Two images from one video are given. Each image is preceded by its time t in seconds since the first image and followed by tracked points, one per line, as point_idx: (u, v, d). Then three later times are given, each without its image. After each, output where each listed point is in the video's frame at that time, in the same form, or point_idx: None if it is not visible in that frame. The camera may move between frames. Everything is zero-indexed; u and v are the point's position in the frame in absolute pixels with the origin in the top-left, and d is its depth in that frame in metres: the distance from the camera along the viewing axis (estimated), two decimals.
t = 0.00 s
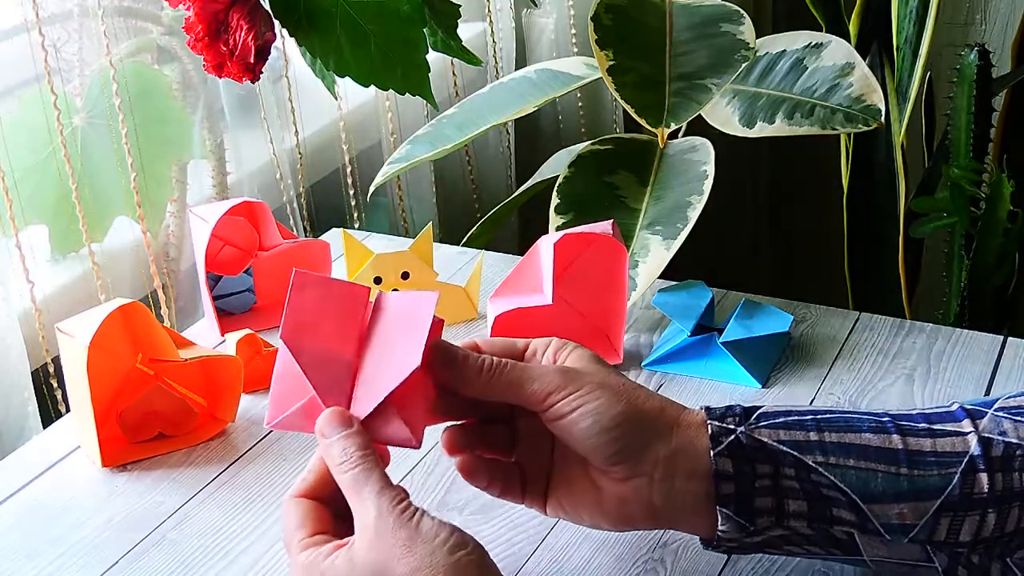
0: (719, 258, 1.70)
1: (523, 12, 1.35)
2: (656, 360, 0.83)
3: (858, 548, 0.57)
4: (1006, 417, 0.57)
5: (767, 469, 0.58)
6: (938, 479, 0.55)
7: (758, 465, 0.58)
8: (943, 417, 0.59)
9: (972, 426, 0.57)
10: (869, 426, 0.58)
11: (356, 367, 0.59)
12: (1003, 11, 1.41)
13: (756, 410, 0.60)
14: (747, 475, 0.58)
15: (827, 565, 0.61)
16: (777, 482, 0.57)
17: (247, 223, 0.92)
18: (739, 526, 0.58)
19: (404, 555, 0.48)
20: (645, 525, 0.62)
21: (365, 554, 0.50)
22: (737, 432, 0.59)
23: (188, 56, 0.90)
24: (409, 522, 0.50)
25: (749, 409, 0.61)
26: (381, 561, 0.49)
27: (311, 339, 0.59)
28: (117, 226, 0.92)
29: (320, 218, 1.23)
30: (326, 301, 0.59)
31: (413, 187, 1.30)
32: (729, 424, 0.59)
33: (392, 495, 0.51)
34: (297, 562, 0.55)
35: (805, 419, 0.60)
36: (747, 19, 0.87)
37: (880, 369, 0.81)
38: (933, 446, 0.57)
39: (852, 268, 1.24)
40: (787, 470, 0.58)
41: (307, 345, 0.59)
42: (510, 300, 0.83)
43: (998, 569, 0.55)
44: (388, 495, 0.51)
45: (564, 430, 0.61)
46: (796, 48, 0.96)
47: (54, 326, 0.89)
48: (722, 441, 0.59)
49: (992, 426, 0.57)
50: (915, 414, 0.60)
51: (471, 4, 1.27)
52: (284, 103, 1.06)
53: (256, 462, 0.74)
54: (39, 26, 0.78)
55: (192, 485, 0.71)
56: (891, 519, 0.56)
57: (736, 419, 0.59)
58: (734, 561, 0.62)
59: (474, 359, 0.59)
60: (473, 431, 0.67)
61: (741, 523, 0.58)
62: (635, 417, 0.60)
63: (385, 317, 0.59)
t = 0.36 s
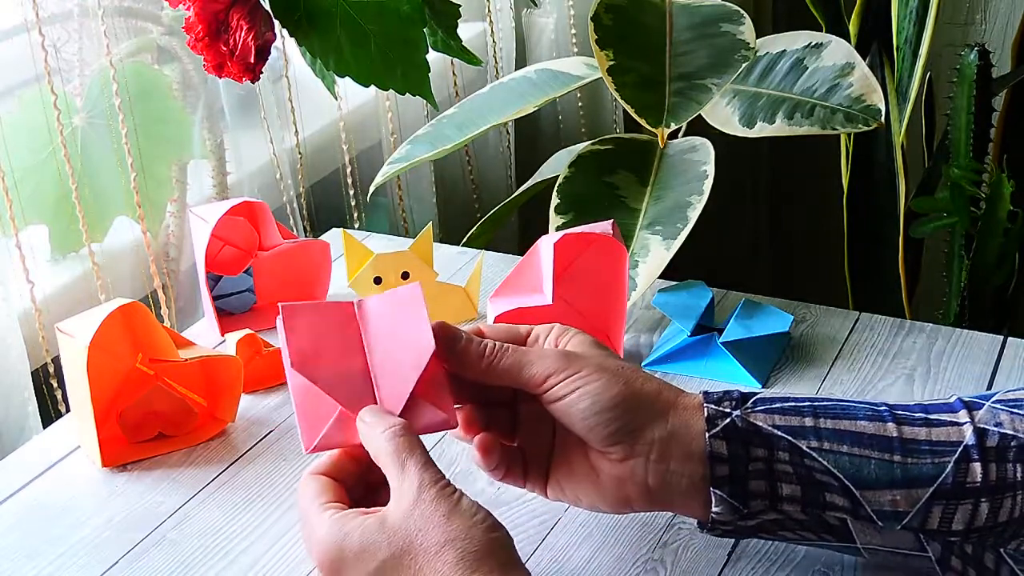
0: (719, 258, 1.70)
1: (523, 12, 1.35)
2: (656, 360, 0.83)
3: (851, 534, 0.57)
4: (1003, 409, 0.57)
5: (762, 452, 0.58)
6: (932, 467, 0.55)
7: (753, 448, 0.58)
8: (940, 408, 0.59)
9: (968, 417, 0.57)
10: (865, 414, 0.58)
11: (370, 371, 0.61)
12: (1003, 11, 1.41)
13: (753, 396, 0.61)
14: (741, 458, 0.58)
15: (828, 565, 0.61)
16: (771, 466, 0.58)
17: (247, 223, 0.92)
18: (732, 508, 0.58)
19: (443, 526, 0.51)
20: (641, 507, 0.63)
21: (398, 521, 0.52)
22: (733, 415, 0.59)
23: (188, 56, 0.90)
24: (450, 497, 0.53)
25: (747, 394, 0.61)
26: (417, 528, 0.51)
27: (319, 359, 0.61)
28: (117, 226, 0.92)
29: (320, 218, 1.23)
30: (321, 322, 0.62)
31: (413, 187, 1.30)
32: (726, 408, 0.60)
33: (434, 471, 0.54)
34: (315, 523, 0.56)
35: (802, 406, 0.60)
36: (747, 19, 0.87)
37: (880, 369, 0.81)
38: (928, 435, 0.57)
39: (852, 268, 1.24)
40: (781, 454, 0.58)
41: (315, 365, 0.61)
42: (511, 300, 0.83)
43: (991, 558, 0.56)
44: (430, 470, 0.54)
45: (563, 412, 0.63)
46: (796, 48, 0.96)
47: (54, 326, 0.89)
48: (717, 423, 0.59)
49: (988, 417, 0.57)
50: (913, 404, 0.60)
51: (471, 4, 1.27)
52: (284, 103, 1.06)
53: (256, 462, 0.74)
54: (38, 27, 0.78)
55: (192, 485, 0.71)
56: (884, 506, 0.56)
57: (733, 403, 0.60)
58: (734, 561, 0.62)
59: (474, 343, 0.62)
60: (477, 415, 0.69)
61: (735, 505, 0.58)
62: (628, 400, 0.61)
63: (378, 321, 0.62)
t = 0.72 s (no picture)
0: (719, 258, 1.70)
1: (523, 12, 1.35)
2: (657, 360, 0.83)
3: (847, 534, 0.58)
4: (1003, 410, 0.56)
5: (759, 452, 0.58)
6: (929, 470, 0.55)
7: (750, 448, 0.58)
8: (941, 405, 0.58)
9: (968, 417, 0.57)
10: (864, 412, 0.58)
11: (391, 371, 0.62)
12: (1003, 11, 1.41)
13: (751, 391, 0.60)
14: (738, 458, 0.58)
15: (828, 565, 0.61)
16: (767, 465, 0.58)
17: (247, 223, 0.92)
18: (728, 506, 0.58)
19: (452, 522, 0.51)
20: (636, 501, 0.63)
21: (408, 514, 0.52)
22: (730, 413, 0.59)
23: (188, 56, 0.90)
24: (461, 494, 0.52)
25: (745, 390, 0.60)
26: (426, 522, 0.51)
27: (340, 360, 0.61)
28: (117, 226, 0.92)
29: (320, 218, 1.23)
30: (337, 322, 0.61)
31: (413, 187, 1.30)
32: (723, 406, 0.59)
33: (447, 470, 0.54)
34: (327, 511, 0.56)
35: (801, 403, 0.59)
36: (747, 19, 0.87)
37: (880, 369, 0.81)
38: (927, 436, 0.56)
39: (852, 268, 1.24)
40: (778, 454, 0.57)
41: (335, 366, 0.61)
42: (511, 299, 0.83)
43: (988, 561, 0.56)
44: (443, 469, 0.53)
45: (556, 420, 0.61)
46: (796, 48, 0.96)
47: (54, 326, 0.89)
48: (715, 423, 0.59)
49: (988, 418, 0.56)
50: (913, 401, 0.59)
51: (471, 4, 1.27)
52: (284, 103, 1.06)
53: (256, 462, 0.74)
54: (38, 27, 0.78)
55: (192, 485, 0.71)
56: (880, 508, 0.56)
57: (730, 400, 0.59)
58: (734, 561, 0.62)
59: (455, 368, 0.60)
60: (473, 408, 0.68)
61: (731, 503, 0.58)
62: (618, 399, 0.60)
63: (396, 322, 0.62)
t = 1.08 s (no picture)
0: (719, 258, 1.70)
1: (523, 12, 1.35)
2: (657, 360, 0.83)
3: (834, 508, 0.58)
4: (1000, 392, 0.55)
5: (750, 424, 0.58)
6: (917, 451, 0.55)
7: (741, 421, 0.58)
8: (939, 383, 0.57)
9: (963, 400, 0.56)
10: (859, 390, 0.57)
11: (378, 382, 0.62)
12: (1003, 12, 1.41)
13: (749, 362, 0.59)
14: (729, 429, 0.58)
15: (828, 565, 0.61)
16: (758, 438, 0.58)
17: (247, 223, 0.92)
18: (716, 474, 0.59)
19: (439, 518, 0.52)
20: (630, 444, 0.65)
21: (393, 515, 0.53)
22: (725, 387, 0.59)
23: (188, 56, 0.90)
24: (445, 491, 0.53)
25: (743, 359, 0.60)
26: (412, 522, 0.52)
27: (325, 375, 0.61)
28: (117, 226, 0.92)
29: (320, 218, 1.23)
30: (323, 339, 0.62)
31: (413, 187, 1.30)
32: (719, 377, 0.59)
33: (428, 467, 0.54)
34: (311, 518, 0.56)
35: (798, 377, 0.59)
36: (747, 18, 0.87)
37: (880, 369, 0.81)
38: (920, 417, 0.56)
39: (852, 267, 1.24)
40: (769, 428, 0.58)
41: (321, 384, 0.61)
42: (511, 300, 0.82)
43: (970, 539, 0.56)
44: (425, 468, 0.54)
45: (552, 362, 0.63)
46: (796, 48, 0.96)
47: (54, 326, 0.89)
48: (709, 395, 0.58)
49: (983, 401, 0.55)
50: (913, 377, 0.58)
51: (471, 4, 1.27)
52: (284, 103, 1.06)
53: (256, 462, 0.74)
54: (38, 27, 0.78)
55: (192, 485, 0.71)
56: (866, 485, 0.56)
57: (726, 372, 0.59)
58: (734, 561, 0.62)
59: (467, 291, 0.57)
60: (470, 320, 0.70)
61: (719, 471, 0.59)
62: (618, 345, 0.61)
63: (384, 340, 0.63)
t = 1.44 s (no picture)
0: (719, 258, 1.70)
1: (523, 11, 1.35)
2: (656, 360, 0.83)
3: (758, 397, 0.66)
4: (938, 317, 0.61)
5: (691, 310, 0.65)
6: (846, 360, 0.61)
7: (684, 305, 0.65)
8: (884, 299, 0.63)
9: (902, 318, 0.61)
10: (804, 294, 0.63)
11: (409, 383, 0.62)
12: (1003, 12, 1.41)
13: (701, 252, 0.66)
14: (670, 310, 0.65)
15: (828, 565, 0.61)
16: (697, 324, 0.65)
17: (247, 224, 0.92)
18: (653, 351, 0.67)
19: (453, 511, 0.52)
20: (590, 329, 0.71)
21: (409, 506, 0.53)
22: (674, 270, 0.65)
23: (188, 56, 0.90)
24: (461, 490, 0.54)
25: (697, 249, 0.66)
26: (427, 513, 0.52)
27: (360, 366, 0.62)
28: (117, 226, 0.92)
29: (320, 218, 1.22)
30: (360, 330, 0.62)
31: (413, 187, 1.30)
32: (669, 262, 0.66)
33: (448, 467, 0.55)
34: (323, 504, 0.57)
35: (745, 273, 0.65)
36: (747, 19, 0.87)
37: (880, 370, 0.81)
38: (855, 328, 0.62)
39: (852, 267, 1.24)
40: (708, 317, 0.65)
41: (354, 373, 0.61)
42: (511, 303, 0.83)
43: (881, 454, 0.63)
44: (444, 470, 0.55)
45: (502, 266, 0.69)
46: (796, 48, 0.96)
47: (54, 326, 0.89)
48: (655, 275, 0.65)
49: (921, 323, 0.61)
50: (859, 289, 0.64)
51: (471, 4, 1.27)
52: (284, 103, 1.05)
53: (256, 463, 0.73)
54: (38, 27, 0.78)
55: (192, 485, 0.71)
56: (791, 385, 0.63)
57: (677, 257, 0.66)
58: (734, 561, 0.62)
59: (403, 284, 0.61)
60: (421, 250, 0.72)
61: (656, 350, 0.67)
62: (568, 256, 0.66)
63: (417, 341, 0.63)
